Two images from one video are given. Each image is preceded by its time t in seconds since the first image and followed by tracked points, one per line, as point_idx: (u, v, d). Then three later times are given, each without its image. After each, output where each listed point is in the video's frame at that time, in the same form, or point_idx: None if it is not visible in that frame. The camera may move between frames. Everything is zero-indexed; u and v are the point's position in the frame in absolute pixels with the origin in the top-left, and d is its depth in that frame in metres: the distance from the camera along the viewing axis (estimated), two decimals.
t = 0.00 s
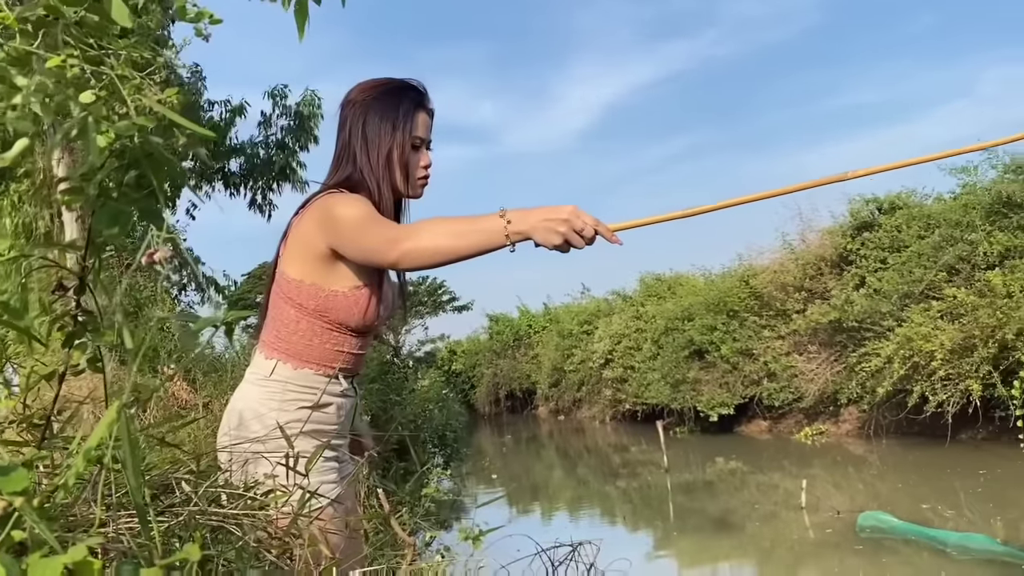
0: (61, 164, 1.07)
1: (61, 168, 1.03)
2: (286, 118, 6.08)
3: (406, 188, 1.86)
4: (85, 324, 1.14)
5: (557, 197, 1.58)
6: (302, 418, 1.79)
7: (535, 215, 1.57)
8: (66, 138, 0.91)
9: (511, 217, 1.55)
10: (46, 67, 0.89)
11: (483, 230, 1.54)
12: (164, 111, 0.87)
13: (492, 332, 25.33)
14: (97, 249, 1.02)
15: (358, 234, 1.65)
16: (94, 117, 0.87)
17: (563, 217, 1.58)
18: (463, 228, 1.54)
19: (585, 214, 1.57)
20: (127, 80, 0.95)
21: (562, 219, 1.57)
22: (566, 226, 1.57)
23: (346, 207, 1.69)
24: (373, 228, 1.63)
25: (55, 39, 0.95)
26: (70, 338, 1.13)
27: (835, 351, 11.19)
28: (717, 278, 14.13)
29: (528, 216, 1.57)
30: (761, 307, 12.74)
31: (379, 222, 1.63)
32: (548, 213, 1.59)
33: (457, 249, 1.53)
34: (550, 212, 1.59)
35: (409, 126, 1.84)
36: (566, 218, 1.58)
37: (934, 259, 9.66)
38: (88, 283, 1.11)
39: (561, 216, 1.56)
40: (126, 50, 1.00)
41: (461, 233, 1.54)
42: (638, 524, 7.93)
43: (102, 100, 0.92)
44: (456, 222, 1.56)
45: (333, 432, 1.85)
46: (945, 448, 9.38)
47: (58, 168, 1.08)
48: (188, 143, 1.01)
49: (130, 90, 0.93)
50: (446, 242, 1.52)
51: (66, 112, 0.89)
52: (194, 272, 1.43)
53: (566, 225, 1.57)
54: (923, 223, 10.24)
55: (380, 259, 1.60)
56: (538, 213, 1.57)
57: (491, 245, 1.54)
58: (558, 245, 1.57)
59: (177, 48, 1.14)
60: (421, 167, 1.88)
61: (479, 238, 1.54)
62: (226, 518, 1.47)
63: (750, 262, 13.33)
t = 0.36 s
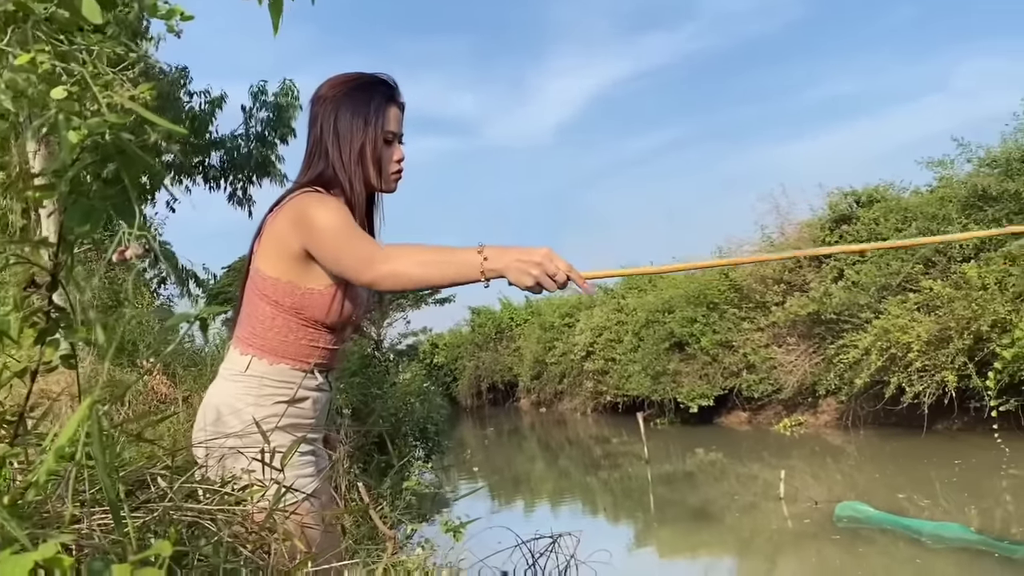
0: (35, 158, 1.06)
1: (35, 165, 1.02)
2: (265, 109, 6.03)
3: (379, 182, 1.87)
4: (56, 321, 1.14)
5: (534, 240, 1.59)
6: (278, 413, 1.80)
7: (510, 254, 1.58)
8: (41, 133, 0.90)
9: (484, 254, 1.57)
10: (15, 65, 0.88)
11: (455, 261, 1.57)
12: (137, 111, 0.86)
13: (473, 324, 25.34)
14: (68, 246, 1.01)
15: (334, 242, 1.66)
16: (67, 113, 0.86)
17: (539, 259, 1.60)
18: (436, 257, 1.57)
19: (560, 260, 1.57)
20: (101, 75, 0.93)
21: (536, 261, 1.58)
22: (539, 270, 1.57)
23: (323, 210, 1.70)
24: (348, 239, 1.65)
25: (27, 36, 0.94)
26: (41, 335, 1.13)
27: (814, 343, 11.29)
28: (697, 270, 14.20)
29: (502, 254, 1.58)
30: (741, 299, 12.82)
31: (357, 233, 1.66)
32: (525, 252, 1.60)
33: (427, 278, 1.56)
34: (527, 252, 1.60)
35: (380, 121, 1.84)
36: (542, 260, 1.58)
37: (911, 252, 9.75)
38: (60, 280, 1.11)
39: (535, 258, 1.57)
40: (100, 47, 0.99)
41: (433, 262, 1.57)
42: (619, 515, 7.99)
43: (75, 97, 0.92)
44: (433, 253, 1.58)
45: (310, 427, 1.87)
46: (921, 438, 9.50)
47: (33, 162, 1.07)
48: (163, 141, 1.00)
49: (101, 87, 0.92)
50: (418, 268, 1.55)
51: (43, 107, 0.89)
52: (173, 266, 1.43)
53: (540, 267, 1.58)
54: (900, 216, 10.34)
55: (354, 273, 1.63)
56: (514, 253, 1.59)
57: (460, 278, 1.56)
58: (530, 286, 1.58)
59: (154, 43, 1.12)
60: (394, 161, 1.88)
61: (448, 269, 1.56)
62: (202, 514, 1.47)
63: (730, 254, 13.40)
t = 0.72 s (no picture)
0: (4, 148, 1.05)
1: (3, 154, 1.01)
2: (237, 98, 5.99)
3: (354, 175, 1.89)
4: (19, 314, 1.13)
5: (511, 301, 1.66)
6: (248, 407, 1.81)
7: (487, 311, 1.65)
8: (9, 127, 0.90)
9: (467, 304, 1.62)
10: None
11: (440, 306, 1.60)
12: (88, 99, 0.84)
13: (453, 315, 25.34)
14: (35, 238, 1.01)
15: (310, 257, 1.65)
16: (27, 104, 0.86)
17: (510, 321, 1.67)
18: (422, 298, 1.59)
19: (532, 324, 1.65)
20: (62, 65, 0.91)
21: (511, 321, 1.65)
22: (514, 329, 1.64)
23: (298, 218, 1.69)
24: (326, 256, 1.64)
25: None
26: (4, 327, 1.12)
27: (790, 332, 11.39)
28: (675, 260, 14.27)
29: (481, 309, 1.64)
30: (718, 289, 12.90)
31: (334, 250, 1.65)
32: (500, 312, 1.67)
33: (410, 317, 1.58)
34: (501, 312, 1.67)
35: (355, 115, 1.85)
36: (515, 322, 1.65)
37: (886, 242, 9.85)
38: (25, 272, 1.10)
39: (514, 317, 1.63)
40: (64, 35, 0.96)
41: (417, 301, 1.59)
42: (597, 503, 8.05)
43: (37, 89, 0.91)
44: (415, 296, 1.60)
45: (280, 419, 1.88)
46: (894, 425, 9.63)
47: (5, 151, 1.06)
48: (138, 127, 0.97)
49: (62, 77, 0.90)
50: (403, 305, 1.57)
51: (9, 99, 0.91)
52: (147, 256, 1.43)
53: (514, 327, 1.64)
54: (875, 206, 10.44)
55: (332, 294, 1.62)
56: (490, 309, 1.65)
57: (442, 323, 1.59)
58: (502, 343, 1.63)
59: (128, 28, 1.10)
60: (369, 154, 1.90)
61: (434, 311, 1.59)
62: (170, 507, 1.47)
63: (707, 245, 13.47)
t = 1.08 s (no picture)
0: None
1: None
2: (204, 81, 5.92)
3: (333, 161, 1.88)
4: None
5: (496, 367, 1.52)
6: (216, 398, 1.78)
7: (467, 367, 1.53)
8: None
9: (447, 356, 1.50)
10: None
11: (417, 345, 1.49)
12: (50, 86, 0.83)
13: (430, 303, 25.29)
14: None
15: (290, 261, 1.59)
16: None
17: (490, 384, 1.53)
18: (399, 331, 1.49)
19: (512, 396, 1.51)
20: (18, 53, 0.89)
21: (486, 386, 1.51)
22: (488, 394, 1.50)
23: (279, 218, 1.64)
24: (306, 263, 1.57)
25: None
26: None
27: (765, 319, 11.49)
28: (651, 247, 14.31)
29: (461, 362, 1.52)
30: (694, 276, 12.96)
31: (315, 256, 1.59)
32: (481, 373, 1.53)
33: (382, 346, 1.49)
34: (482, 375, 1.53)
35: (334, 102, 1.84)
36: (492, 388, 1.51)
37: (859, 229, 9.95)
38: None
39: (491, 383, 1.49)
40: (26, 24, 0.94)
41: (393, 334, 1.49)
42: (574, 488, 8.09)
43: None
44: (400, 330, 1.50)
45: (251, 408, 1.86)
46: (867, 410, 9.74)
47: None
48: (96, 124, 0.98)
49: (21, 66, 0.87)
50: (383, 336, 1.48)
51: None
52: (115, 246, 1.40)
53: (490, 392, 1.50)
54: (849, 193, 10.52)
55: (309, 306, 1.54)
56: (471, 367, 1.52)
57: (413, 365, 1.48)
58: (471, 404, 1.50)
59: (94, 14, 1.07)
60: (348, 141, 1.89)
61: (411, 350, 1.49)
62: (135, 499, 1.45)
63: (683, 232, 13.51)
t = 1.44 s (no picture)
0: None
1: None
2: (170, 58, 5.86)
3: (311, 148, 1.87)
4: None
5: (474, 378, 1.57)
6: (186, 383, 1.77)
7: (445, 375, 1.57)
8: None
9: (427, 361, 1.55)
10: None
11: (399, 348, 1.54)
12: (10, 72, 0.82)
13: (408, 290, 25.24)
14: None
15: (271, 254, 1.60)
16: None
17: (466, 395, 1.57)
18: (380, 334, 1.53)
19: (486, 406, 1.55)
20: None
21: (463, 393, 1.55)
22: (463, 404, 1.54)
23: (260, 210, 1.64)
24: (289, 258, 1.58)
25: None
26: None
27: (740, 304, 11.59)
28: (629, 233, 14.36)
29: (439, 368, 1.57)
30: (671, 262, 13.03)
31: (297, 250, 1.60)
32: (458, 377, 1.57)
33: (363, 346, 1.53)
34: (461, 386, 1.57)
35: (313, 88, 1.82)
36: (468, 399, 1.56)
37: (834, 215, 10.05)
38: None
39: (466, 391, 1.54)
40: None
41: (374, 337, 1.53)
42: (551, 473, 8.15)
43: None
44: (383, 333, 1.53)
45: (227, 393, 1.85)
46: (840, 394, 9.87)
47: None
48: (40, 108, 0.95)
49: None
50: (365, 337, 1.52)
51: None
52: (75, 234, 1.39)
53: (465, 402, 1.55)
54: (824, 180, 10.62)
55: (290, 300, 1.56)
56: (449, 375, 1.56)
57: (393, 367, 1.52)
58: (446, 411, 1.54)
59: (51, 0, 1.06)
60: (326, 127, 1.88)
61: (392, 351, 1.53)
62: (103, 486, 1.43)
63: (660, 218, 13.56)
